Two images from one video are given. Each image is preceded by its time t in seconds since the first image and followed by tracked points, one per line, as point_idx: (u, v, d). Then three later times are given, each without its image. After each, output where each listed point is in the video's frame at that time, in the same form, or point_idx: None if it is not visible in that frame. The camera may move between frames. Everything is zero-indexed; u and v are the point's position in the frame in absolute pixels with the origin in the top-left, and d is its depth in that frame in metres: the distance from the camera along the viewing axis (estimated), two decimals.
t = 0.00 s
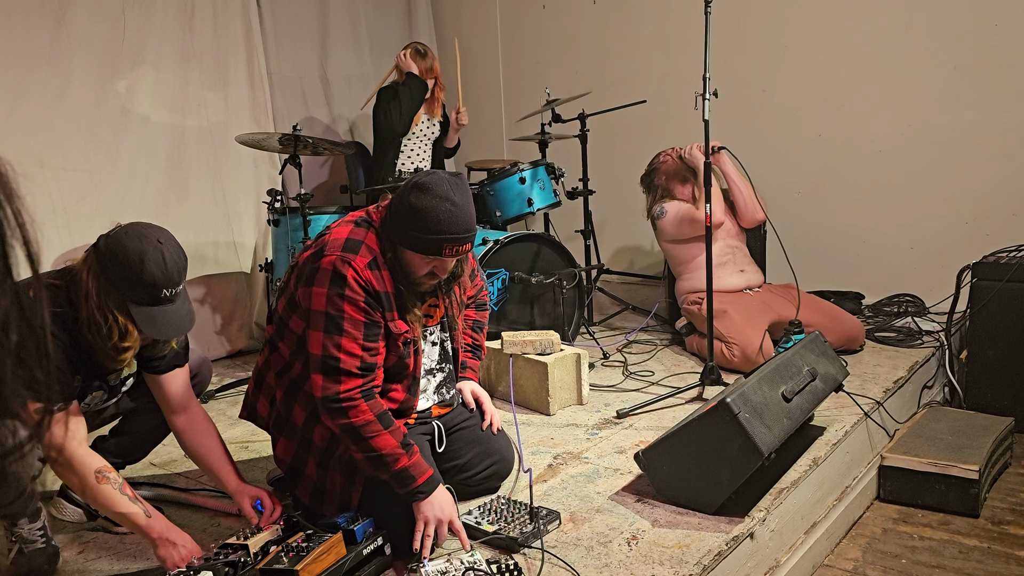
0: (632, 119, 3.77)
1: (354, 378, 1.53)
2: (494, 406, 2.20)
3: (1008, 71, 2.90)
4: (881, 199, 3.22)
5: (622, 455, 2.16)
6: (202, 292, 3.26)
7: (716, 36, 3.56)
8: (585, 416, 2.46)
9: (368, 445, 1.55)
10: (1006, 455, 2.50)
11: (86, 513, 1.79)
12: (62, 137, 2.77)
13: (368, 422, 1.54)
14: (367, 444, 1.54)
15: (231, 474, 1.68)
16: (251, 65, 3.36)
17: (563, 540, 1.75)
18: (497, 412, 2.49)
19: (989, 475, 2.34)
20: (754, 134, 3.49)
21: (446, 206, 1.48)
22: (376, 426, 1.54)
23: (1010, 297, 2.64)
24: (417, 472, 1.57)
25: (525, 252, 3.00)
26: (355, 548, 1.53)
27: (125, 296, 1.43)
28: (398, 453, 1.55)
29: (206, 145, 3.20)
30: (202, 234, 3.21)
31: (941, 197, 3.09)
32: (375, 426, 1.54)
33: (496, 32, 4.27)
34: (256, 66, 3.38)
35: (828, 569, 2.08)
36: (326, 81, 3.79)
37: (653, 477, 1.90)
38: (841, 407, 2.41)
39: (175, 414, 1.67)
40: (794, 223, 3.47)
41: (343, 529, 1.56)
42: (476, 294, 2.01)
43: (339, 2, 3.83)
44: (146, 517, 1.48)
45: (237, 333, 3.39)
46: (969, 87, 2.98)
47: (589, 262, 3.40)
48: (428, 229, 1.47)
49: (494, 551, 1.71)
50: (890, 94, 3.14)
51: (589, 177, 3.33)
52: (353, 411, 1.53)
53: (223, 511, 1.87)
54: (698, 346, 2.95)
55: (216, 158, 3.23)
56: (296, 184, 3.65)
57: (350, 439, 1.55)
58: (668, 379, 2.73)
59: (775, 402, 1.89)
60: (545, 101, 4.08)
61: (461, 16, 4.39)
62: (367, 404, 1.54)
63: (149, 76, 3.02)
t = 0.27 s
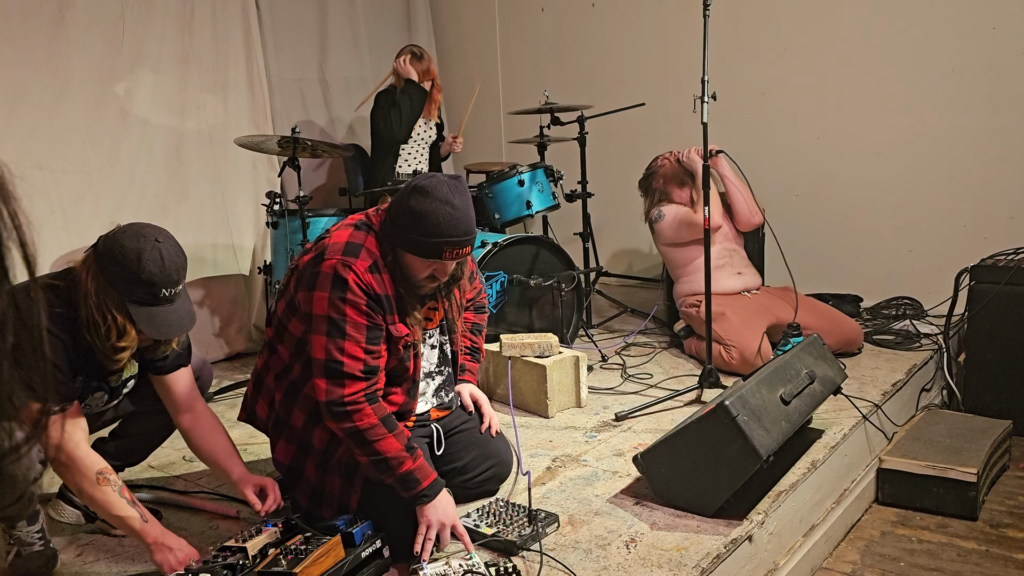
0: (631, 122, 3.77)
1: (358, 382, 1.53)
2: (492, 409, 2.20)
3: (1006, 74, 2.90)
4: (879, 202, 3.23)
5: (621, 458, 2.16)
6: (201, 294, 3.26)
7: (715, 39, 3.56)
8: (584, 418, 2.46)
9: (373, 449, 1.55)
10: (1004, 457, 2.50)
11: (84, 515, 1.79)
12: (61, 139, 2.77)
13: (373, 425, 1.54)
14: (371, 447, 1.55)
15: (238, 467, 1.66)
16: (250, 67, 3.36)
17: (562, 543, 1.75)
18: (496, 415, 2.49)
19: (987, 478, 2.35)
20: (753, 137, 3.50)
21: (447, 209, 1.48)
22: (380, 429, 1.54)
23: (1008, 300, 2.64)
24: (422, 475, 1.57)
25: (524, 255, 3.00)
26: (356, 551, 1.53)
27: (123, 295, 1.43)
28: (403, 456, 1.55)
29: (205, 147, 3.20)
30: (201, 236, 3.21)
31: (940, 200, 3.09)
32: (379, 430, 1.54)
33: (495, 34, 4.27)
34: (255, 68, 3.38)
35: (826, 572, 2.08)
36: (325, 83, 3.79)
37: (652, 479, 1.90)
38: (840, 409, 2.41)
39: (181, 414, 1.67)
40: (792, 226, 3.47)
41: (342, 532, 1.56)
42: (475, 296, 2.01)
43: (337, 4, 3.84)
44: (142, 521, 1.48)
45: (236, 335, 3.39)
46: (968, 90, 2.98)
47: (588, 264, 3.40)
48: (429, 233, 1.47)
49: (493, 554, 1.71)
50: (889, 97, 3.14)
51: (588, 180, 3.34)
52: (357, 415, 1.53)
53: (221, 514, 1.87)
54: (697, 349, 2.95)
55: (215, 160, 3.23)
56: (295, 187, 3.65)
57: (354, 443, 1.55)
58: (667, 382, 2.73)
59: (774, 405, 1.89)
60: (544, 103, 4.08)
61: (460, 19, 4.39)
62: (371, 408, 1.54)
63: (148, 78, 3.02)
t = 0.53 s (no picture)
0: (631, 123, 3.78)
1: (359, 383, 1.54)
2: (493, 410, 2.20)
3: (1006, 76, 2.91)
4: (879, 204, 3.23)
5: (621, 459, 2.16)
6: (202, 295, 3.27)
7: (715, 40, 3.56)
8: (584, 419, 2.46)
9: (373, 450, 1.55)
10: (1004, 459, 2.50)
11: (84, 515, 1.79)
12: (62, 140, 2.77)
13: (374, 426, 1.54)
14: (372, 449, 1.55)
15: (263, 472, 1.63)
16: (251, 68, 3.36)
17: (561, 544, 1.75)
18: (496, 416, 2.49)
19: (987, 480, 2.35)
20: (753, 139, 3.50)
21: (447, 211, 1.48)
22: (381, 430, 1.55)
23: (1008, 301, 2.65)
24: (423, 477, 1.57)
25: (524, 256, 3.00)
26: (355, 552, 1.53)
27: (127, 297, 1.43)
28: (404, 457, 1.56)
29: (205, 148, 3.20)
30: (201, 237, 3.21)
31: (940, 201, 3.10)
32: (380, 431, 1.54)
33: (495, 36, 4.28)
34: (255, 69, 3.38)
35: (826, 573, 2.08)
36: (325, 84, 3.80)
37: (652, 480, 1.90)
38: (840, 411, 2.41)
39: (203, 411, 1.67)
40: (792, 227, 3.47)
41: (341, 532, 1.55)
42: (475, 298, 2.02)
43: (338, 5, 3.84)
44: (143, 521, 1.48)
45: (236, 336, 3.38)
46: (968, 92, 2.99)
47: (588, 265, 3.41)
48: (429, 235, 1.47)
49: (493, 554, 1.71)
50: (889, 98, 3.15)
51: (588, 181, 3.34)
52: (358, 416, 1.53)
53: (222, 514, 1.88)
54: (697, 350, 2.95)
55: (215, 161, 3.24)
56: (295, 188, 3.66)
57: (355, 444, 1.56)
58: (667, 383, 2.73)
59: (773, 406, 1.89)
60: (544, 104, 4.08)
61: (460, 20, 4.39)
62: (371, 409, 1.54)
63: (149, 80, 3.02)
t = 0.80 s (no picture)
0: (632, 124, 3.78)
1: (361, 384, 1.54)
2: (494, 410, 2.19)
3: (1008, 77, 2.90)
4: (881, 205, 3.23)
5: (622, 460, 2.16)
6: (203, 295, 3.27)
7: (717, 41, 3.56)
8: (586, 420, 2.46)
9: (375, 451, 1.55)
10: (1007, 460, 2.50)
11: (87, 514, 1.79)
12: (64, 140, 2.77)
13: (375, 427, 1.54)
14: (374, 449, 1.55)
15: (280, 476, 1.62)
16: (253, 68, 3.36)
17: (563, 545, 1.75)
18: (497, 416, 2.49)
19: (989, 481, 2.34)
20: (755, 140, 3.50)
21: (448, 212, 1.48)
22: (383, 431, 1.55)
23: (1010, 303, 2.65)
24: (425, 477, 1.57)
25: (526, 256, 3.00)
26: (356, 552, 1.53)
27: (131, 298, 1.43)
28: (406, 458, 1.56)
29: (207, 148, 3.20)
30: (203, 237, 3.21)
31: (942, 202, 3.09)
32: (382, 431, 1.54)
33: (497, 36, 4.28)
34: (257, 69, 3.38)
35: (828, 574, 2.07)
36: (327, 85, 3.80)
37: (654, 481, 1.89)
38: (842, 412, 2.41)
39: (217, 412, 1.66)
40: (794, 228, 3.47)
41: (343, 533, 1.56)
42: (477, 298, 2.02)
43: (340, 6, 3.84)
44: (147, 518, 1.48)
45: (238, 336, 3.38)
46: (970, 92, 2.98)
47: (589, 266, 3.40)
48: (430, 235, 1.47)
49: (494, 555, 1.71)
50: (891, 99, 3.15)
51: (589, 182, 3.34)
52: (360, 417, 1.53)
53: (223, 515, 1.87)
54: (698, 351, 2.95)
55: (217, 162, 3.24)
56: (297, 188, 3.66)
57: (357, 445, 1.56)
58: (668, 384, 2.72)
59: (775, 407, 1.89)
60: (545, 105, 4.08)
61: (462, 20, 4.39)
62: (374, 410, 1.54)
63: (151, 79, 3.02)
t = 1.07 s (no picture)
0: (632, 125, 3.78)
1: (360, 385, 1.53)
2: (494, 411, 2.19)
3: (1008, 78, 2.90)
4: (881, 206, 3.22)
5: (622, 461, 2.16)
6: (203, 295, 3.27)
7: (717, 42, 3.56)
8: (585, 421, 2.46)
9: (375, 451, 1.55)
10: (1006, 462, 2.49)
11: (87, 514, 1.80)
12: (64, 140, 2.77)
13: (375, 428, 1.54)
14: (374, 450, 1.55)
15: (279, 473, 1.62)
16: (253, 68, 3.36)
17: (562, 546, 1.75)
18: (497, 417, 2.49)
19: (989, 483, 2.34)
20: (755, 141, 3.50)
21: (447, 213, 1.48)
22: (383, 432, 1.55)
23: (1009, 304, 2.65)
24: (425, 478, 1.57)
25: (526, 257, 3.00)
26: (356, 553, 1.53)
27: (132, 298, 1.43)
28: (406, 458, 1.56)
29: (208, 148, 3.20)
30: (203, 238, 3.21)
31: (941, 204, 3.09)
32: (382, 432, 1.54)
33: (497, 37, 4.28)
34: (258, 70, 3.38)
35: None
36: (327, 85, 3.80)
37: (653, 483, 1.89)
38: (841, 413, 2.41)
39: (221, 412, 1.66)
40: (794, 229, 3.47)
41: (342, 534, 1.55)
42: (477, 299, 2.02)
43: (341, 6, 3.84)
44: (150, 517, 1.48)
45: (237, 336, 3.38)
46: (970, 94, 2.98)
47: (589, 266, 3.40)
48: (429, 236, 1.47)
49: (493, 556, 1.71)
50: (891, 100, 3.14)
51: (589, 183, 3.34)
52: (359, 418, 1.53)
53: (222, 515, 1.87)
54: (698, 352, 2.95)
55: (218, 162, 3.24)
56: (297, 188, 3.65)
57: (357, 446, 1.55)
58: (668, 385, 2.72)
59: (774, 409, 1.89)
60: (546, 106, 4.08)
61: (462, 21, 4.40)
62: (373, 411, 1.54)
63: (151, 80, 3.02)
